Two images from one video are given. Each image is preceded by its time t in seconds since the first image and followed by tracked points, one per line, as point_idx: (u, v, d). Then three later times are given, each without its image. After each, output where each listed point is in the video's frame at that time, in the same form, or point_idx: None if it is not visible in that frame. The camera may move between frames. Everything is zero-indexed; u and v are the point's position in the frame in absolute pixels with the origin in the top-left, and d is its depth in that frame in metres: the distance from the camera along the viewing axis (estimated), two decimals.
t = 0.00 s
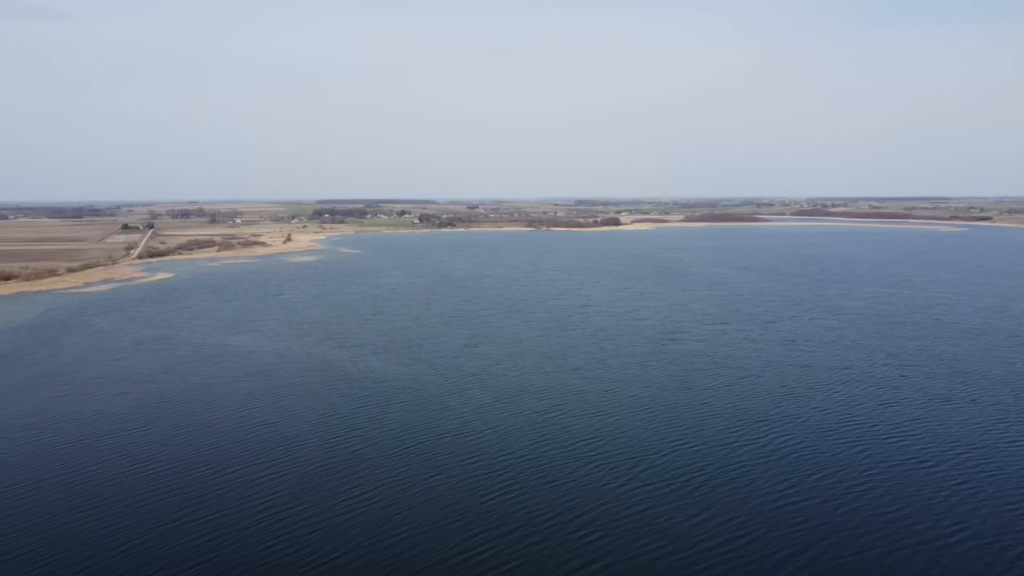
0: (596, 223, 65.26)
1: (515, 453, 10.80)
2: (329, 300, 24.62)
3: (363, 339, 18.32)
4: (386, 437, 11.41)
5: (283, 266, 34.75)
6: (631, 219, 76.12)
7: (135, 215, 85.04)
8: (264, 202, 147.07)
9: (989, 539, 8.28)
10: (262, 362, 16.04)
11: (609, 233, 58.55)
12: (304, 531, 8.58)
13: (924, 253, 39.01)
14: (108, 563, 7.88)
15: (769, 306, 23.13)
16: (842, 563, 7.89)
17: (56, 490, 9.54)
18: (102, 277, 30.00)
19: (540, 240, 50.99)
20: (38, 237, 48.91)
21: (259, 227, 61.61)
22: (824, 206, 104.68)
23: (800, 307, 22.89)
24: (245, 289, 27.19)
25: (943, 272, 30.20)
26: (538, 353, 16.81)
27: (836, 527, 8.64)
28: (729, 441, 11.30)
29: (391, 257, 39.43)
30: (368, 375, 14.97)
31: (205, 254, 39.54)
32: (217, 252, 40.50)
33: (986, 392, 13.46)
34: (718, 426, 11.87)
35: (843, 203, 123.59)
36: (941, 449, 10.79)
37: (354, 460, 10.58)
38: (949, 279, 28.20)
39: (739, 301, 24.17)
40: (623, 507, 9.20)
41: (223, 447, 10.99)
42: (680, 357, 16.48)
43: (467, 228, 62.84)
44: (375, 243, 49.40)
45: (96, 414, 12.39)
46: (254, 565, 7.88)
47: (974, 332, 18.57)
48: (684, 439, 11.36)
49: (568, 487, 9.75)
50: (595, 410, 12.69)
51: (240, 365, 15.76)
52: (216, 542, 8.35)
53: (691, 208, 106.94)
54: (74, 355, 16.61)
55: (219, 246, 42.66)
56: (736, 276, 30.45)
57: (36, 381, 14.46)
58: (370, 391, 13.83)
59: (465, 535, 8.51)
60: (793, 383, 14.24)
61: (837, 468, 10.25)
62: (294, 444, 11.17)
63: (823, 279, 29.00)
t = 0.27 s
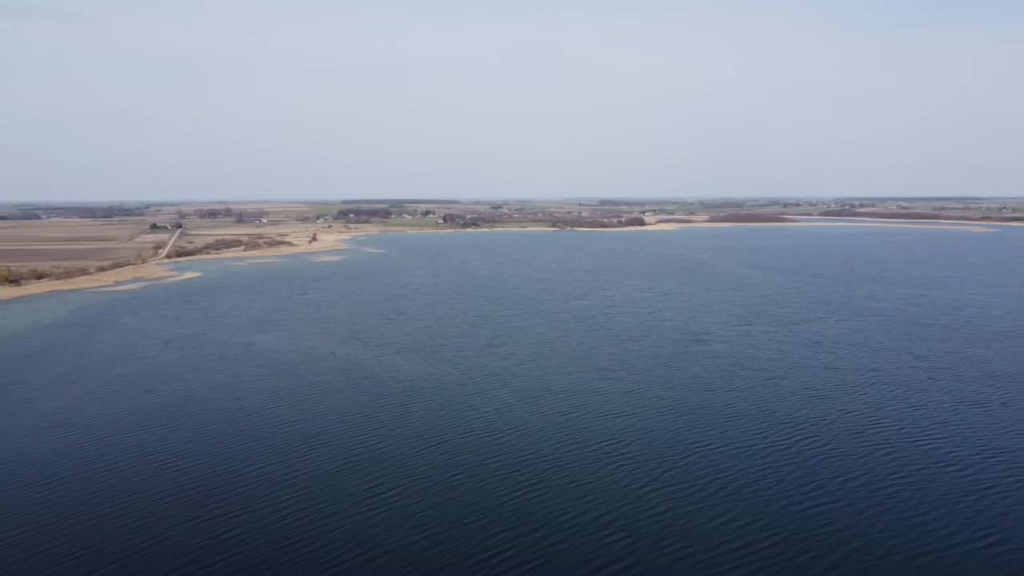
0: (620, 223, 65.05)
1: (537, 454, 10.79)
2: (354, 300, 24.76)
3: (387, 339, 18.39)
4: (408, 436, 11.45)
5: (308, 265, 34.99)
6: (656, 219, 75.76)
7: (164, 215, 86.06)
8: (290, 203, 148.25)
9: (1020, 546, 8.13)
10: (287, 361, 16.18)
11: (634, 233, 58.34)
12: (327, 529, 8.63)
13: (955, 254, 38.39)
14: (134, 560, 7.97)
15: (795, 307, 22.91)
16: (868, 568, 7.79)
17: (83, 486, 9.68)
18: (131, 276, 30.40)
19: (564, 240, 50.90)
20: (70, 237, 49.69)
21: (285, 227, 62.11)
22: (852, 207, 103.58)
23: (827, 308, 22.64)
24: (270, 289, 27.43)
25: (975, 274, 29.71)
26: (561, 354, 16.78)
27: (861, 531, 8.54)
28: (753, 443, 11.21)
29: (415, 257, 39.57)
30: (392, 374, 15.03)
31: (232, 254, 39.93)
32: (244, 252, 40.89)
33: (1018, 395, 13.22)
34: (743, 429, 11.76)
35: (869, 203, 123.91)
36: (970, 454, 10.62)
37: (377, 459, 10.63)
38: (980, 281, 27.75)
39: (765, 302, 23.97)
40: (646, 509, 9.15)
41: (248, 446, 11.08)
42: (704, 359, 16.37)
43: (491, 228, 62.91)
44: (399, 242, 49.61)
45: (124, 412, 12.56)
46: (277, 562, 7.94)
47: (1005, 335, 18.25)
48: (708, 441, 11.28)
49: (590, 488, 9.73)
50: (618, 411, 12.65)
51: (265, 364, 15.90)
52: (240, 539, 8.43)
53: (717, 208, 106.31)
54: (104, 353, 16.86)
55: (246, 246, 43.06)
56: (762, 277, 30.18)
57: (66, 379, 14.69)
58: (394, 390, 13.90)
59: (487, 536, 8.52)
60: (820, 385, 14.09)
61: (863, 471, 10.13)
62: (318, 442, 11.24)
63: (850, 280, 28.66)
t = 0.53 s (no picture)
0: (636, 224, 64.91)
1: (551, 454, 10.80)
2: (369, 300, 24.86)
3: (403, 338, 18.46)
4: (423, 436, 11.49)
5: (324, 265, 35.17)
6: (672, 220, 75.58)
7: (182, 215, 86.59)
8: (307, 203, 148.85)
9: None
10: (303, 360, 16.27)
11: (649, 234, 58.15)
12: (340, 528, 8.67)
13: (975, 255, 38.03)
14: (151, 557, 8.04)
15: (812, 308, 22.76)
16: (884, 571, 7.74)
17: (101, 484, 9.78)
18: (149, 275, 30.63)
19: (579, 241, 50.84)
20: (90, 236, 50.13)
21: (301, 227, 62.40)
22: (870, 207, 102.81)
23: (844, 309, 22.50)
24: (287, 288, 27.58)
25: (994, 275, 29.43)
26: (576, 354, 16.78)
27: (878, 534, 8.48)
28: (768, 445, 11.16)
29: (430, 257, 39.65)
30: (407, 374, 15.09)
31: (249, 254, 40.15)
32: (260, 251, 41.14)
33: None
34: (759, 431, 11.71)
35: (886, 203, 126.13)
36: (989, 457, 10.52)
37: (392, 458, 10.68)
38: (1000, 282, 27.47)
39: (781, 303, 23.82)
40: (661, 510, 9.14)
41: (264, 444, 11.17)
42: (719, 359, 16.32)
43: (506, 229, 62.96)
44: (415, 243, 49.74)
45: (141, 410, 12.67)
46: (291, 560, 7.99)
47: None
48: (723, 442, 11.25)
49: (604, 488, 9.73)
50: (633, 412, 12.63)
51: (282, 363, 16.01)
52: (256, 537, 8.49)
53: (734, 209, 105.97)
54: (122, 352, 17.00)
55: (263, 246, 43.28)
56: (779, 278, 30.02)
57: (85, 377, 14.84)
58: (409, 390, 13.95)
59: (501, 535, 8.54)
60: (836, 387, 14.01)
61: (880, 474, 10.05)
62: (333, 441, 11.31)
63: (868, 281, 28.45)
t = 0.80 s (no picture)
0: (649, 224, 64.79)
1: (562, 454, 10.80)
2: (382, 300, 24.94)
3: (415, 338, 18.51)
4: (435, 436, 11.51)
5: (338, 265, 35.32)
6: (685, 220, 75.39)
7: (196, 216, 87.02)
8: (321, 203, 149.34)
9: None
10: (316, 360, 16.35)
11: (662, 234, 58.00)
12: (351, 527, 8.72)
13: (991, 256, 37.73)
14: (163, 555, 8.11)
15: (826, 309, 22.64)
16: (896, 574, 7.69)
17: (115, 482, 9.86)
18: (164, 275, 30.81)
19: (592, 241, 50.81)
20: (106, 236, 50.49)
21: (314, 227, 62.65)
22: (885, 207, 102.18)
23: (859, 310, 22.38)
24: (300, 288, 27.71)
25: (1011, 276, 29.18)
26: (588, 355, 16.78)
27: (890, 537, 8.44)
28: (781, 446, 11.12)
29: (443, 257, 39.75)
30: (419, 374, 15.13)
31: (263, 254, 40.32)
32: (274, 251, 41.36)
33: None
34: (771, 432, 11.67)
35: (901, 203, 126.52)
36: (1004, 459, 10.43)
37: (403, 457, 10.72)
38: (1017, 283, 27.24)
39: (795, 304, 23.71)
40: (672, 511, 9.12)
41: (277, 443, 11.24)
42: (732, 360, 16.28)
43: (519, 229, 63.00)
44: (428, 243, 49.87)
45: (155, 409, 12.76)
46: (303, 560, 8.02)
47: None
48: (735, 443, 11.22)
49: (616, 489, 9.71)
50: (645, 412, 12.60)
51: (295, 362, 16.10)
52: (268, 536, 8.53)
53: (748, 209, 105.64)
54: (137, 351, 17.12)
55: (276, 245, 43.44)
56: (792, 278, 29.89)
57: (100, 376, 14.95)
58: (421, 390, 13.98)
59: (511, 535, 8.56)
60: (849, 388, 13.94)
61: (893, 476, 10.00)
62: (345, 441, 11.35)
63: (883, 282, 28.30)
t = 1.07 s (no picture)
0: (662, 224, 64.64)
1: (573, 454, 10.80)
2: (394, 299, 25.01)
3: (427, 338, 18.55)
4: (446, 435, 11.53)
5: (350, 265, 35.44)
6: (698, 220, 75.17)
7: (210, 215, 87.43)
8: (334, 203, 149.78)
9: None
10: (329, 359, 16.41)
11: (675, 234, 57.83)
12: (363, 525, 8.76)
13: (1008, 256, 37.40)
14: (176, 552, 8.17)
15: (839, 310, 22.51)
16: None
17: (129, 480, 9.93)
18: (178, 275, 30.97)
19: (604, 241, 50.73)
20: (120, 236, 50.81)
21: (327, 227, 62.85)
22: (900, 207, 101.58)
23: (873, 311, 22.25)
24: (313, 288, 27.84)
25: None
26: (600, 355, 16.76)
27: (902, 539, 8.39)
28: (794, 447, 11.07)
29: (455, 257, 39.81)
30: (431, 373, 15.17)
31: (276, 253, 40.46)
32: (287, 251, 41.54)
33: None
34: (784, 432, 11.63)
35: (915, 203, 126.81)
36: (1018, 462, 10.35)
37: (415, 457, 10.75)
38: None
39: (808, 304, 23.60)
40: (683, 512, 9.12)
41: (289, 441, 11.30)
42: (744, 361, 16.22)
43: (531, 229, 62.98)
44: (440, 242, 49.95)
45: (169, 408, 12.84)
46: (315, 558, 8.06)
47: None
48: (747, 444, 11.19)
49: (627, 489, 9.71)
50: (657, 413, 12.58)
51: (308, 362, 16.17)
52: (280, 534, 8.57)
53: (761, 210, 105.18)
54: (151, 350, 17.23)
55: (289, 245, 43.59)
56: (806, 279, 29.75)
57: (114, 375, 15.05)
58: (432, 389, 14.00)
59: (522, 535, 8.58)
60: (863, 389, 13.87)
61: (905, 477, 9.94)
62: (357, 440, 11.40)
63: (897, 283, 28.11)
